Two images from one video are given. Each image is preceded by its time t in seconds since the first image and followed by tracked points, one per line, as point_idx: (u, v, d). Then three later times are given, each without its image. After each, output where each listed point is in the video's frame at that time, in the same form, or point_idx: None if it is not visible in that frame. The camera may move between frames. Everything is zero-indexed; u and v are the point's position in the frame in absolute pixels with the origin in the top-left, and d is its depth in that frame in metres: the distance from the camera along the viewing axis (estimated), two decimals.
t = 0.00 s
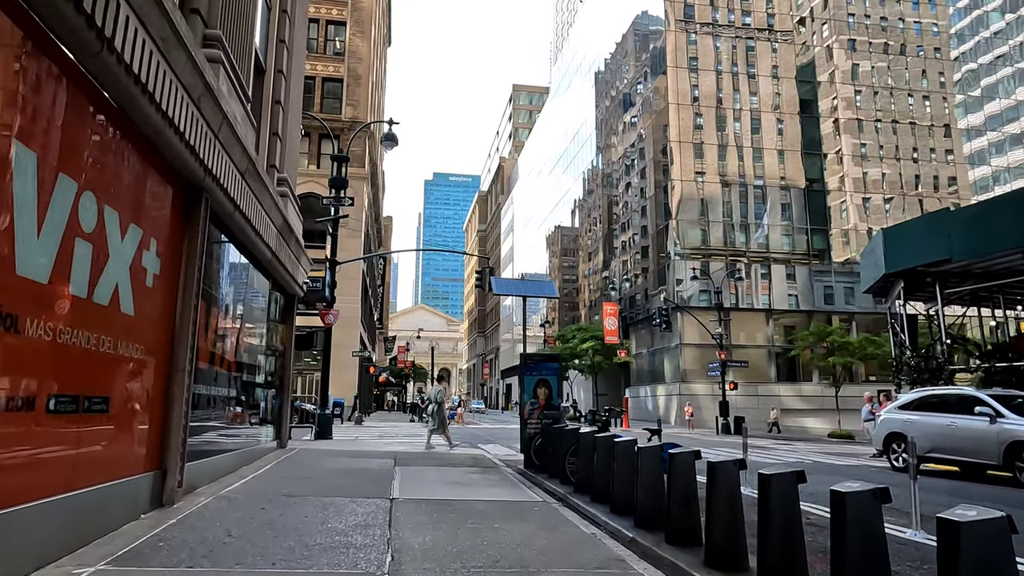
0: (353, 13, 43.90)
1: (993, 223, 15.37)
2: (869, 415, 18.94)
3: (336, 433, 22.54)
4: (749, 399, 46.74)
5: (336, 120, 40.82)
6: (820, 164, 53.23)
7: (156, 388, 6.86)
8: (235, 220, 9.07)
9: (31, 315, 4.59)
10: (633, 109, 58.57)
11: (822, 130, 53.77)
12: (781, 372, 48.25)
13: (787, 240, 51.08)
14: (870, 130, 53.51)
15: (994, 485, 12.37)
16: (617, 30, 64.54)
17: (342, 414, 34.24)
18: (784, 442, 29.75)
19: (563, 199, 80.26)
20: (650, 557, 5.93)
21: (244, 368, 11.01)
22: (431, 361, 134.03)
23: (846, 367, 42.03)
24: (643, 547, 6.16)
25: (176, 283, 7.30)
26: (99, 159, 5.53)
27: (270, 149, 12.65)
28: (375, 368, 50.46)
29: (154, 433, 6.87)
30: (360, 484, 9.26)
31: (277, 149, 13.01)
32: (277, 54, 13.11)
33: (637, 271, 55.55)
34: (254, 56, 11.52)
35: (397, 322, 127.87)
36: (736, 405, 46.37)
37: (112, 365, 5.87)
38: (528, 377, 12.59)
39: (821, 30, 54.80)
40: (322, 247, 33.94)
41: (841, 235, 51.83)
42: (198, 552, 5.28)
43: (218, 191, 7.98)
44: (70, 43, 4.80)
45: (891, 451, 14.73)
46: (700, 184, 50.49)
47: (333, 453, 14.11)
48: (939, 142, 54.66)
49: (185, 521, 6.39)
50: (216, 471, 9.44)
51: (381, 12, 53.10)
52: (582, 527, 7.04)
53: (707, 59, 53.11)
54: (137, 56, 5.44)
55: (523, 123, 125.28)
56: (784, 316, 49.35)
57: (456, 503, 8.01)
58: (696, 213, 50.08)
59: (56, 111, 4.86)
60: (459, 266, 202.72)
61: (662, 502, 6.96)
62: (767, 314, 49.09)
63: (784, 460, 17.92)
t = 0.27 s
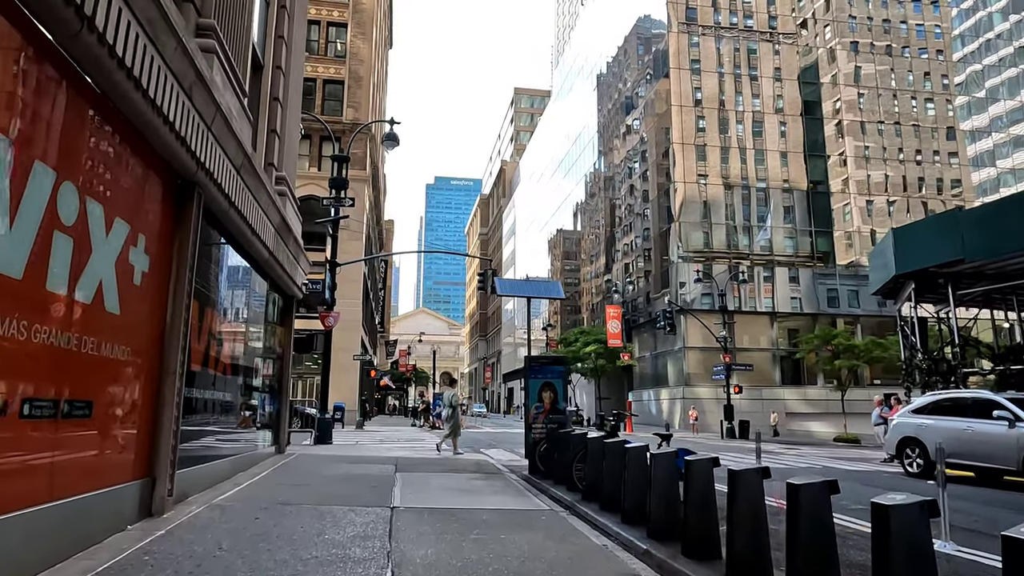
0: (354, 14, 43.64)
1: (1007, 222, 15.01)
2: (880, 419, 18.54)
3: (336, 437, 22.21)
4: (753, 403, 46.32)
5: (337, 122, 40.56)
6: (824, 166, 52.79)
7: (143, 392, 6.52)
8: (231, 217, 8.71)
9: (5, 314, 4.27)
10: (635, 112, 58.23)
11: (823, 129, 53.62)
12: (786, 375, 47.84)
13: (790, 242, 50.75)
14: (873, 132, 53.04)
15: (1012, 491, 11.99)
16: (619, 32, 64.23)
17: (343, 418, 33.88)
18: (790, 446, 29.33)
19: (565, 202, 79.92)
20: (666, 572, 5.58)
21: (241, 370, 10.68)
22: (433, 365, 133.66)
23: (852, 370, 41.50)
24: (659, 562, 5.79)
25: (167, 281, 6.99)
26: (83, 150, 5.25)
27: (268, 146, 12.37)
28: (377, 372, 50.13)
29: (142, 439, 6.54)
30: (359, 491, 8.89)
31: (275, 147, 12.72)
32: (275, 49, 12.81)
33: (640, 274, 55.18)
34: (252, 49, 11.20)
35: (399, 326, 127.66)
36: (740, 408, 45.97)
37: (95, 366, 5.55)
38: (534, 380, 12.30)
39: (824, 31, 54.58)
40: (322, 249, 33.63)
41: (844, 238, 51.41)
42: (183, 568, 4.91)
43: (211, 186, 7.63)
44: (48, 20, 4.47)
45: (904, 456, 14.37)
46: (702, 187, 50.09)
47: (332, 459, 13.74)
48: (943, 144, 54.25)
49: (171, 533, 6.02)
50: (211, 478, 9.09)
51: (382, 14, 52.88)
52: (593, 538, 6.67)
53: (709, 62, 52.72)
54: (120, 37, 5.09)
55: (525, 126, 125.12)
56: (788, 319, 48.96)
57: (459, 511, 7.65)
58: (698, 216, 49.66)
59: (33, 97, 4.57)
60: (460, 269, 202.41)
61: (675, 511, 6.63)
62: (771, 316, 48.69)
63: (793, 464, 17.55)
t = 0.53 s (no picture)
0: (358, 15, 43.43)
1: None
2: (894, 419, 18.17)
3: (339, 441, 21.93)
4: (760, 405, 45.94)
5: (341, 123, 40.34)
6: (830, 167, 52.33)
7: (135, 394, 6.22)
8: (228, 214, 8.39)
9: None
10: (639, 113, 57.87)
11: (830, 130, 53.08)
12: (793, 378, 47.41)
13: (796, 244, 50.28)
14: (879, 133, 52.62)
15: None
16: (623, 33, 63.94)
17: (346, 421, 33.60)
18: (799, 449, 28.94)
19: (569, 204, 79.61)
20: None
21: (240, 373, 10.37)
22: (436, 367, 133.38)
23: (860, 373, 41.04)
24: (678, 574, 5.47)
25: (159, 279, 6.69)
26: (69, 141, 5.00)
27: (267, 143, 12.09)
28: (380, 375, 49.85)
29: (132, 445, 6.24)
30: (361, 498, 8.57)
31: (275, 145, 12.44)
32: (275, 44, 12.53)
33: (644, 276, 54.83)
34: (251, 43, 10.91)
35: (402, 328, 127.50)
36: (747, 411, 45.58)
37: (80, 368, 5.25)
38: (540, 383, 12.01)
39: (829, 31, 54.12)
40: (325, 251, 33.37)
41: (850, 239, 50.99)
42: None
43: (207, 180, 7.33)
44: None
45: (920, 460, 14.05)
46: (707, 188, 49.68)
47: (334, 463, 13.41)
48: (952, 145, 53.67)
49: (161, 543, 5.72)
50: (209, 484, 8.79)
51: (386, 15, 52.67)
52: (606, 549, 6.35)
53: (714, 63, 52.30)
54: (103, 17, 4.78)
55: (528, 128, 124.91)
56: (794, 321, 48.50)
57: (464, 520, 7.32)
58: (703, 218, 49.24)
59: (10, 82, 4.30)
60: (464, 271, 202.18)
61: (692, 521, 6.31)
62: (777, 319, 48.27)
63: (804, 468, 17.15)
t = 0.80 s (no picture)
0: (358, 10, 43.03)
1: None
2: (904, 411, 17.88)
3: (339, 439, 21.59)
4: (764, 403, 45.56)
5: (342, 118, 40.03)
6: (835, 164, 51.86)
7: (118, 389, 5.88)
8: (220, 201, 8.02)
9: None
10: (642, 110, 57.37)
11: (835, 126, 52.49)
12: (798, 375, 47.02)
13: (801, 241, 49.96)
14: (883, 130, 52.13)
15: None
16: (625, 29, 63.49)
17: (347, 419, 33.27)
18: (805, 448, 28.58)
19: (571, 202, 79.21)
20: None
21: (235, 370, 9.99)
22: (438, 366, 133.12)
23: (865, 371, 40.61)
24: None
25: (145, 268, 6.34)
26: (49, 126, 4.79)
27: (264, 132, 11.73)
28: (382, 373, 49.54)
29: (114, 442, 5.90)
30: (358, 497, 8.23)
31: (272, 134, 12.07)
32: (271, 30, 12.16)
33: (648, 274, 54.44)
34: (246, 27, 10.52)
35: (404, 326, 127.24)
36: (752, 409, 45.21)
37: (55, 362, 4.90)
38: (544, 379, 11.68)
39: (833, 28, 53.54)
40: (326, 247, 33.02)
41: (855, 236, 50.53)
42: None
43: (196, 165, 6.97)
44: None
45: (935, 460, 13.67)
46: (710, 185, 49.22)
47: (332, 461, 13.07)
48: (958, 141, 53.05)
49: (143, 548, 5.37)
50: (202, 484, 8.47)
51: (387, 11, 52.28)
52: (616, 553, 6.01)
53: (718, 59, 51.73)
54: None
55: (530, 125, 124.47)
56: (799, 319, 48.06)
57: (465, 522, 6.99)
58: (706, 216, 48.76)
59: None
60: (466, 269, 201.85)
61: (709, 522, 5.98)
62: (782, 316, 47.86)
63: (813, 467, 16.77)
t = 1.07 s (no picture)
0: (361, 6, 42.65)
1: None
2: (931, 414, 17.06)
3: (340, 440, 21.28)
4: (770, 403, 45.18)
5: (344, 115, 39.72)
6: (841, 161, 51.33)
7: (103, 392, 5.56)
8: (214, 194, 7.68)
9: None
10: (646, 108, 56.87)
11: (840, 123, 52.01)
12: (804, 374, 46.60)
13: (806, 239, 49.18)
14: (889, 128, 51.61)
15: None
16: (629, 25, 63.00)
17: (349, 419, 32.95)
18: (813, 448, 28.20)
19: (574, 200, 78.81)
20: None
21: (232, 369, 9.63)
22: (441, 364, 132.85)
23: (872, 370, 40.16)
24: None
25: (132, 263, 6.02)
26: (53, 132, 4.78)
27: (261, 126, 11.39)
28: (385, 372, 49.25)
29: (100, 447, 5.58)
30: (359, 504, 7.90)
31: (270, 127, 11.73)
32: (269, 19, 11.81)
33: (651, 272, 54.05)
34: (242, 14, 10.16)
35: (407, 325, 126.99)
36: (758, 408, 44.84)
37: (34, 365, 4.58)
38: (550, 379, 11.33)
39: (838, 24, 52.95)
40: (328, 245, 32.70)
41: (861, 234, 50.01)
42: None
43: (187, 156, 6.63)
44: None
45: (952, 461, 13.29)
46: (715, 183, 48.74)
47: (333, 463, 12.75)
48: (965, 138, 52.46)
49: (128, 561, 5.05)
50: (197, 489, 8.14)
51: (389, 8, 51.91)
52: (630, 566, 5.66)
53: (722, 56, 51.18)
54: None
55: (534, 123, 124.04)
56: (805, 318, 47.64)
57: (470, 530, 6.67)
58: (711, 214, 48.31)
59: None
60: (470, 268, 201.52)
61: (728, 533, 5.65)
62: (788, 315, 47.43)
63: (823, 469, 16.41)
